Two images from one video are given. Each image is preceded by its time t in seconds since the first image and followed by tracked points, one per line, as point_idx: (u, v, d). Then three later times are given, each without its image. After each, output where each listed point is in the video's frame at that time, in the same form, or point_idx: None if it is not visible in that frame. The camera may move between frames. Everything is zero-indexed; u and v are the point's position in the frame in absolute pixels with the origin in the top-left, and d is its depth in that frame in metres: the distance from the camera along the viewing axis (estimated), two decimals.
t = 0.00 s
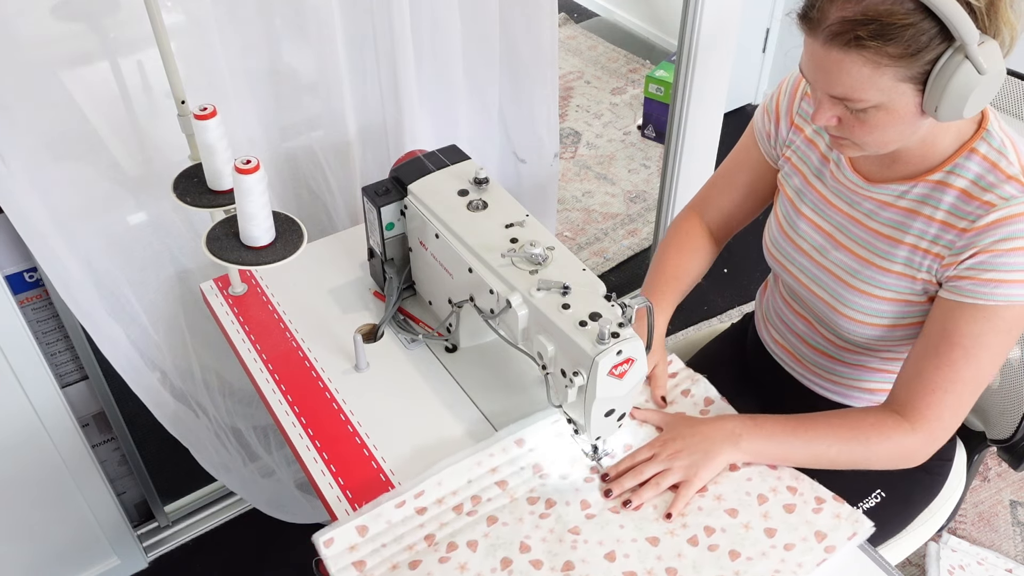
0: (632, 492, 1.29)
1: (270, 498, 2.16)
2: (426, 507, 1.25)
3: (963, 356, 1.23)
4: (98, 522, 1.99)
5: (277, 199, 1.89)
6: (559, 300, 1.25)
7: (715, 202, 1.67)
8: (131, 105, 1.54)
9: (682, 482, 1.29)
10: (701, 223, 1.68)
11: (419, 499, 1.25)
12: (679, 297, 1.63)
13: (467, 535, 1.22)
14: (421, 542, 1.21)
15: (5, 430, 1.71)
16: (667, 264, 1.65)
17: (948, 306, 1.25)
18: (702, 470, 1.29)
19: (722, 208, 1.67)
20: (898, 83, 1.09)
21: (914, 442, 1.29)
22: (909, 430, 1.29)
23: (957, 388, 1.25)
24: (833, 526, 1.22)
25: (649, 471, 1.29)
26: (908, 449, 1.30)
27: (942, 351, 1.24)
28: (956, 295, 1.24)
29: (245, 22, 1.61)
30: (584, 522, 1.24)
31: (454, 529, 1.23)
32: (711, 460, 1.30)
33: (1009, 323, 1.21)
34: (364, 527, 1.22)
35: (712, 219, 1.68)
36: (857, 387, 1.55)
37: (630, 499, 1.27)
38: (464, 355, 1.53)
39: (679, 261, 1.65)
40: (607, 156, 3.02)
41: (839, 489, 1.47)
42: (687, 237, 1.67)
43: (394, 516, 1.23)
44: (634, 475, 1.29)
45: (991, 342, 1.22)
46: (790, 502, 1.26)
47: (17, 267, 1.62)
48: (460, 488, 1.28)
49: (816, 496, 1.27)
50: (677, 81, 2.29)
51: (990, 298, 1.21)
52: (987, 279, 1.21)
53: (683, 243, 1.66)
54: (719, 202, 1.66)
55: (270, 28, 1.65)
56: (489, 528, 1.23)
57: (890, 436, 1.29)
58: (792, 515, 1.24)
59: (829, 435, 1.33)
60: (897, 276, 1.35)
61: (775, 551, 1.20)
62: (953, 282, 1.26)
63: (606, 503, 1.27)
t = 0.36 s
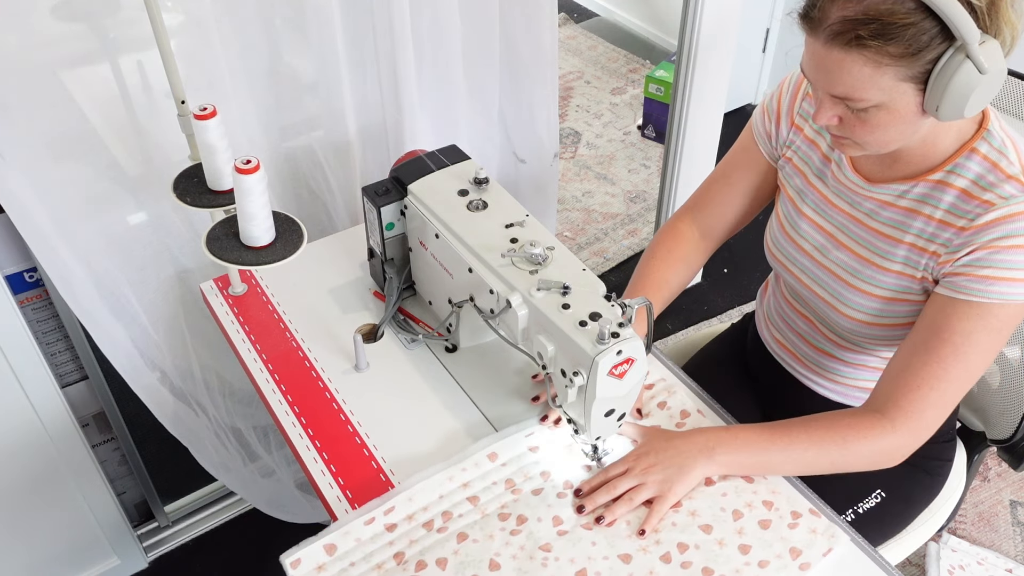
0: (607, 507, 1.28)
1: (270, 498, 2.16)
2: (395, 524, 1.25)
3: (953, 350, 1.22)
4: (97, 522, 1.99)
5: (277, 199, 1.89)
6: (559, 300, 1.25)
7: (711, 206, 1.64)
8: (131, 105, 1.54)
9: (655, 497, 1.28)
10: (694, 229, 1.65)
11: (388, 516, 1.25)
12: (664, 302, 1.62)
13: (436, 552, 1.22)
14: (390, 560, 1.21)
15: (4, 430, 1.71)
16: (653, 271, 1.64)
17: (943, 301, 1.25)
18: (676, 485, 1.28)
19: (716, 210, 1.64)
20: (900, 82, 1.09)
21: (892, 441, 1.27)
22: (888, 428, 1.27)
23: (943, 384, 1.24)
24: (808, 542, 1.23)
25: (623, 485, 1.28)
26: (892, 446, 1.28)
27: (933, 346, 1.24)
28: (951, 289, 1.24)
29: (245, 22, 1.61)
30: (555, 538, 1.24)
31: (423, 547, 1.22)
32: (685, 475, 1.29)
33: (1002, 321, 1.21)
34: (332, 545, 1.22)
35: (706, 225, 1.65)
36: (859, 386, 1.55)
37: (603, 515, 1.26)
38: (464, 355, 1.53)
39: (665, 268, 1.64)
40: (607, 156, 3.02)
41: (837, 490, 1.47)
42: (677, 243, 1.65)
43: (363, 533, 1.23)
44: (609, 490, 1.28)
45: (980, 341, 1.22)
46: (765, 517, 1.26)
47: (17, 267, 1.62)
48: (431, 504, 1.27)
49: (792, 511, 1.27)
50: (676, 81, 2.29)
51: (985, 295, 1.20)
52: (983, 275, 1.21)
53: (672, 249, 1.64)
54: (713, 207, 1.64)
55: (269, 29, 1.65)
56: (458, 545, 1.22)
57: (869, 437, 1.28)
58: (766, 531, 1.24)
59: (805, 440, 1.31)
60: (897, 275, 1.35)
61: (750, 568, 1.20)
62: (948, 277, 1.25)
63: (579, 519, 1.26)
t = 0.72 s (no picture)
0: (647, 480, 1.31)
1: (270, 498, 2.16)
2: (380, 535, 1.23)
3: (965, 358, 1.23)
4: (97, 522, 1.98)
5: (277, 199, 1.89)
6: (559, 300, 1.25)
7: (718, 201, 1.66)
8: (131, 105, 1.54)
9: (697, 468, 1.31)
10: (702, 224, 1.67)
11: (374, 527, 1.23)
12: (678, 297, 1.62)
13: (422, 564, 1.20)
14: (376, 572, 1.19)
15: (4, 430, 1.71)
16: (667, 266, 1.63)
17: (948, 308, 1.25)
18: (716, 456, 1.31)
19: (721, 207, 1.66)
20: (902, 80, 1.09)
21: (921, 446, 1.28)
22: (920, 434, 1.28)
23: (962, 391, 1.25)
24: (796, 549, 1.22)
25: (662, 459, 1.31)
26: (919, 451, 1.29)
27: (945, 356, 1.24)
28: (955, 298, 1.24)
29: (245, 22, 1.62)
30: (542, 547, 1.22)
31: (409, 558, 1.21)
32: (725, 446, 1.32)
33: (1010, 326, 1.21)
34: (317, 559, 1.20)
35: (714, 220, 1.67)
36: (858, 387, 1.55)
37: (644, 489, 1.29)
38: (464, 355, 1.53)
39: (679, 262, 1.64)
40: (607, 156, 3.02)
41: (836, 489, 1.47)
42: (687, 238, 1.65)
43: (348, 546, 1.21)
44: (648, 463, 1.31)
45: (992, 344, 1.22)
46: (754, 525, 1.25)
47: (17, 267, 1.62)
48: (416, 514, 1.25)
49: (780, 515, 1.27)
50: (677, 81, 2.29)
51: (990, 302, 1.20)
52: (986, 282, 1.21)
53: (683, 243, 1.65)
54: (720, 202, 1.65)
55: (270, 29, 1.65)
56: (444, 556, 1.21)
57: (900, 440, 1.28)
58: (754, 540, 1.23)
59: (844, 429, 1.32)
60: (896, 276, 1.35)
61: None
62: (952, 285, 1.26)
63: (619, 493, 1.29)
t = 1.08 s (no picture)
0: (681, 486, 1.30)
1: (270, 498, 2.16)
2: (360, 548, 1.21)
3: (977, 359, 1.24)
4: (97, 522, 1.98)
5: (277, 199, 1.89)
6: (559, 300, 1.25)
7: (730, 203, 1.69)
8: (130, 105, 1.54)
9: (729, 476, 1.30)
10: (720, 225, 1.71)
11: (352, 541, 1.21)
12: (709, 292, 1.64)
13: None
14: None
15: (4, 431, 1.71)
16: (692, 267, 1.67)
17: (948, 313, 1.27)
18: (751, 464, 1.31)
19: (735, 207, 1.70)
20: (899, 81, 1.09)
21: (944, 440, 1.30)
22: (943, 430, 1.30)
23: (977, 390, 1.26)
24: (779, 562, 1.20)
25: (697, 466, 1.30)
26: (940, 447, 1.31)
27: (953, 360, 1.26)
28: (959, 301, 1.25)
29: (245, 23, 1.62)
30: (522, 559, 1.21)
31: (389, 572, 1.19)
32: (756, 455, 1.32)
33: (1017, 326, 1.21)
34: None
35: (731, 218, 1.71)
36: (856, 387, 1.55)
37: (681, 493, 1.29)
38: (464, 355, 1.53)
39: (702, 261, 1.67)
40: (607, 156, 3.02)
41: (837, 489, 1.47)
42: (707, 240, 1.69)
43: (327, 561, 1.19)
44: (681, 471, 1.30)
45: (1004, 344, 1.22)
46: (736, 537, 1.23)
47: (17, 267, 1.62)
48: (396, 525, 1.24)
49: (763, 531, 1.24)
50: (676, 81, 2.29)
51: (994, 304, 1.21)
52: (989, 285, 1.21)
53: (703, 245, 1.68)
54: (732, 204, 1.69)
55: (270, 28, 1.65)
56: (424, 569, 1.20)
57: (927, 434, 1.30)
58: (737, 552, 1.22)
59: (873, 430, 1.33)
60: (895, 276, 1.35)
61: None
62: (955, 289, 1.26)
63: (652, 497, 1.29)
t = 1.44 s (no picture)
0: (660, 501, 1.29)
1: (270, 498, 2.16)
2: (335, 563, 1.20)
3: (969, 357, 1.24)
4: (96, 522, 1.98)
5: (277, 199, 1.89)
6: (559, 300, 1.25)
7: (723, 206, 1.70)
8: (130, 105, 1.54)
9: (710, 492, 1.29)
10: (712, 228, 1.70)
11: (327, 555, 1.21)
12: (695, 293, 1.64)
13: None
14: None
15: (4, 430, 1.71)
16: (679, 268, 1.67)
17: (947, 310, 1.26)
18: (731, 481, 1.30)
19: (729, 211, 1.69)
20: (899, 81, 1.09)
21: (932, 444, 1.29)
22: (931, 434, 1.29)
23: (968, 391, 1.26)
24: None
25: (677, 481, 1.29)
26: (928, 452, 1.30)
27: (947, 357, 1.25)
28: (956, 298, 1.25)
29: (245, 22, 1.62)
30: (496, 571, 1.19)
31: None
32: (739, 471, 1.31)
33: (1012, 325, 1.21)
34: None
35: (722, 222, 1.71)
36: (855, 387, 1.55)
37: (659, 509, 1.27)
38: (464, 355, 1.53)
39: (691, 262, 1.67)
40: (607, 156, 3.02)
41: (837, 490, 1.47)
42: (697, 241, 1.69)
43: None
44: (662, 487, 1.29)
45: (999, 344, 1.22)
46: (714, 552, 1.22)
47: (17, 267, 1.62)
48: (371, 537, 1.23)
49: (741, 547, 1.23)
50: (676, 81, 2.29)
51: (991, 301, 1.21)
52: (987, 282, 1.21)
53: (694, 246, 1.68)
54: (726, 207, 1.69)
55: (270, 28, 1.65)
56: None
57: (913, 440, 1.29)
58: (714, 567, 1.20)
59: (857, 441, 1.33)
60: (895, 276, 1.35)
61: None
62: (952, 286, 1.26)
63: (631, 512, 1.27)
